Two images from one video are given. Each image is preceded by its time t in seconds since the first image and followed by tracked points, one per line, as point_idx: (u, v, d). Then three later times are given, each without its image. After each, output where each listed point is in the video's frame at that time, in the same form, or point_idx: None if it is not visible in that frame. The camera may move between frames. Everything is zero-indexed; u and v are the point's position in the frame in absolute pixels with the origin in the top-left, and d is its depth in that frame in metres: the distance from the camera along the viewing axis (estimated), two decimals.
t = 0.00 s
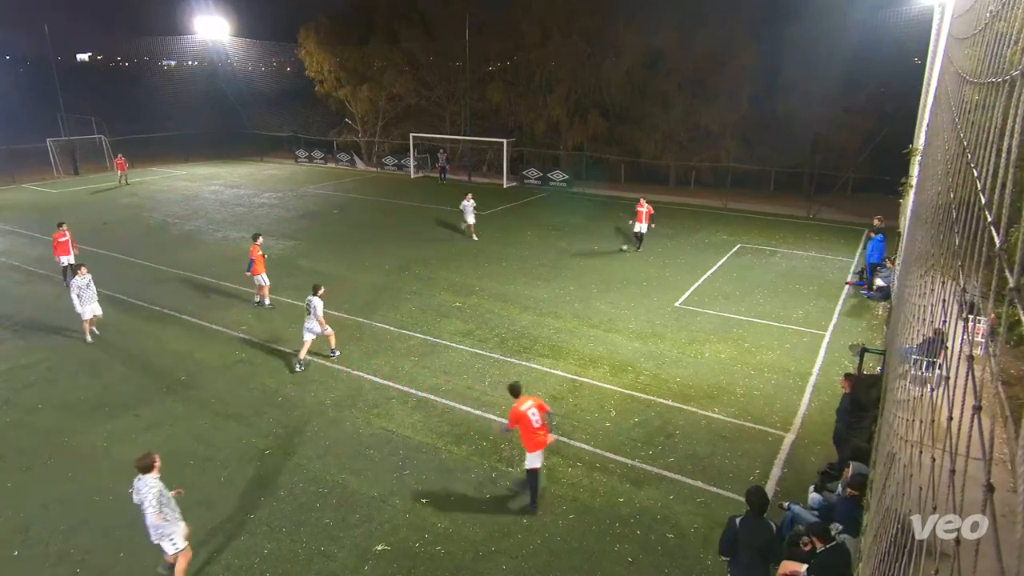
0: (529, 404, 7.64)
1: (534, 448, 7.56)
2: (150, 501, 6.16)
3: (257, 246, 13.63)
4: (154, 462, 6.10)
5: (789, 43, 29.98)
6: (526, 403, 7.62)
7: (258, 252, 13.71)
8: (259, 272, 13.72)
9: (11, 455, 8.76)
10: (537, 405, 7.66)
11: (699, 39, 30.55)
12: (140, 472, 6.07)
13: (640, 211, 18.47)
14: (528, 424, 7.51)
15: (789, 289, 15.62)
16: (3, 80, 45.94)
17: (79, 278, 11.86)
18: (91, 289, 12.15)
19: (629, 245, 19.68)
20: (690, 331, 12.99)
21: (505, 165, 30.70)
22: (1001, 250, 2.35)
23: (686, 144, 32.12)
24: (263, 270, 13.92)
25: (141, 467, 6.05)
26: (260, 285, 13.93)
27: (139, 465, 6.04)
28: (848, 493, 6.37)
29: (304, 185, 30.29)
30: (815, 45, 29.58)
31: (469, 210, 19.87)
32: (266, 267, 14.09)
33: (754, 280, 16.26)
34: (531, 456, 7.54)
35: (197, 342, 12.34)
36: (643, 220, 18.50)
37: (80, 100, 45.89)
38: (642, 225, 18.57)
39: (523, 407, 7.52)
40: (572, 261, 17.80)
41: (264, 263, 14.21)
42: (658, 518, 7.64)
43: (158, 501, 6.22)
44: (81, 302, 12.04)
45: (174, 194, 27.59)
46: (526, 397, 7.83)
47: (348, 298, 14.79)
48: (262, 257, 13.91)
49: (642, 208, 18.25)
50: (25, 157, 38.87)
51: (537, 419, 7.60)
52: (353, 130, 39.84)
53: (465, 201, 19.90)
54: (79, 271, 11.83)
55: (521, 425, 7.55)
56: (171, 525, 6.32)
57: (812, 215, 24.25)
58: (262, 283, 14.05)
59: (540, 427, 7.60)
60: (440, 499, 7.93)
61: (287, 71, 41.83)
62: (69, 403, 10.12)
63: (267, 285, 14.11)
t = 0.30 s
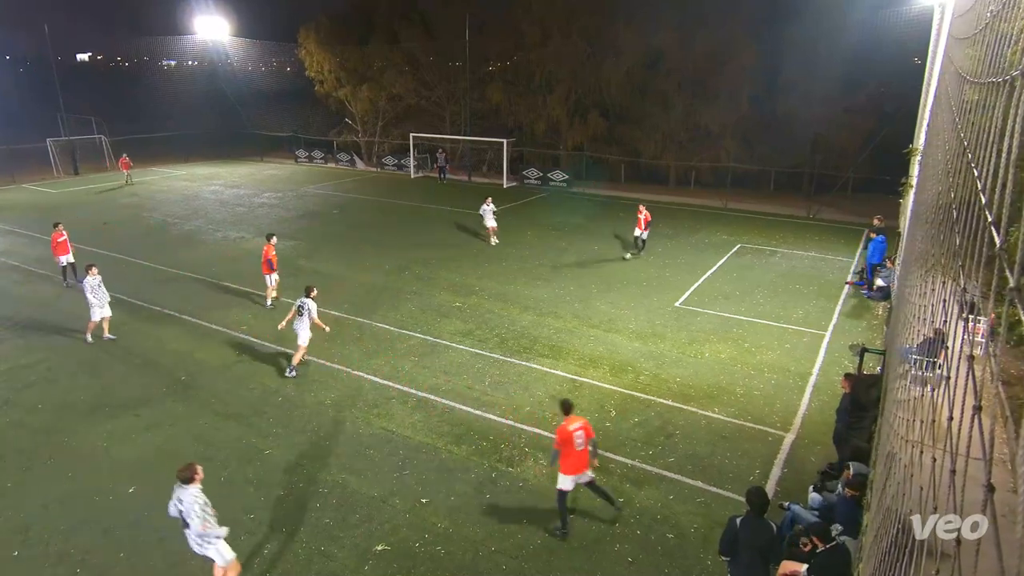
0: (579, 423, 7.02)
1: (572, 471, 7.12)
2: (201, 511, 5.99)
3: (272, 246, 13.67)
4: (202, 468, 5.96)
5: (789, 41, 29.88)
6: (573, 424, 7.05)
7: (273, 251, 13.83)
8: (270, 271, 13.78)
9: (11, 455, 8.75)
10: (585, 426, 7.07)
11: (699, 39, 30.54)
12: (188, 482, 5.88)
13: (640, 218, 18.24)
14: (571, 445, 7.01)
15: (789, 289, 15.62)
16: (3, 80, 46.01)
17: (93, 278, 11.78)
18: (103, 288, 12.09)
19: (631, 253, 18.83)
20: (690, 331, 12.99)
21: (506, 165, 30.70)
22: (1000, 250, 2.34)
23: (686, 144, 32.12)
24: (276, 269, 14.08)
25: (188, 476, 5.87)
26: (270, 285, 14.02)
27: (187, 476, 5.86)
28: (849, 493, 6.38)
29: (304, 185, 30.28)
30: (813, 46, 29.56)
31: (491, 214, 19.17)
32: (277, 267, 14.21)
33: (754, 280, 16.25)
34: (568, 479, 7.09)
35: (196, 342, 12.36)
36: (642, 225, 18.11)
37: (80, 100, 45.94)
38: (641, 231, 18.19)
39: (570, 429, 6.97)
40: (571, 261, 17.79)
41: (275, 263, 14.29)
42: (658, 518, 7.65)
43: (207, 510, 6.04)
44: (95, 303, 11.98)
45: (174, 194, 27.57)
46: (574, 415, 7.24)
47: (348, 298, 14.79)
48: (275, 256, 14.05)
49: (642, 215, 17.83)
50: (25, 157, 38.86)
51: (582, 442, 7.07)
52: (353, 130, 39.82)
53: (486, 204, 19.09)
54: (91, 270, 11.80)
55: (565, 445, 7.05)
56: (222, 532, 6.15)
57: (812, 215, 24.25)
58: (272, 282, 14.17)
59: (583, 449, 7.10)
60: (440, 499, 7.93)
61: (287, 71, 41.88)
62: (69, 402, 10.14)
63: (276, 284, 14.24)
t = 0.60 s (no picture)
0: (637, 405, 7.27)
1: (632, 451, 7.37)
2: (259, 528, 5.66)
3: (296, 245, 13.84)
4: (252, 482, 5.68)
5: (801, 43, 30.31)
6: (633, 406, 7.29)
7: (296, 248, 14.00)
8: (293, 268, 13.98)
9: (27, 451, 8.87)
10: (644, 407, 7.31)
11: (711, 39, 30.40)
12: (242, 499, 5.58)
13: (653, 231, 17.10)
14: (631, 426, 7.25)
15: (802, 290, 15.51)
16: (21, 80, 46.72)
17: (118, 277, 11.91)
18: (127, 288, 12.16)
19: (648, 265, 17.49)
20: (701, 332, 12.93)
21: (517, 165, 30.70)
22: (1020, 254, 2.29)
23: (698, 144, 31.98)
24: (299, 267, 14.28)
25: (240, 493, 5.57)
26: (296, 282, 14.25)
27: (239, 491, 5.56)
28: (861, 496, 6.34)
29: (316, 185, 30.48)
30: (829, 47, 30.09)
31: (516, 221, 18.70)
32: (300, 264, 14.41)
33: (766, 281, 16.15)
34: (627, 457, 7.39)
35: (209, 340, 12.48)
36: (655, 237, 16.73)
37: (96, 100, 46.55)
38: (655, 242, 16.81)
39: (630, 411, 7.19)
40: (582, 262, 17.77)
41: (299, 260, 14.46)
42: (668, 520, 7.61)
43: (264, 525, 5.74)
44: (119, 303, 12.03)
45: (188, 193, 27.82)
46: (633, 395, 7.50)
47: (359, 298, 14.86)
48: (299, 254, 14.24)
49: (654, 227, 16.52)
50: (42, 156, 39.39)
51: (642, 422, 7.31)
52: (365, 130, 39.98)
53: (512, 211, 18.47)
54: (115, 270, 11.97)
55: (625, 425, 7.31)
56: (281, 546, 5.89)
57: (826, 215, 24.04)
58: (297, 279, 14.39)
59: (643, 429, 7.35)
60: (450, 499, 7.94)
61: (300, 72, 42.18)
62: (83, 399, 10.27)
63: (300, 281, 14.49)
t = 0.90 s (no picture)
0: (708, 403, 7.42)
1: (701, 448, 7.56)
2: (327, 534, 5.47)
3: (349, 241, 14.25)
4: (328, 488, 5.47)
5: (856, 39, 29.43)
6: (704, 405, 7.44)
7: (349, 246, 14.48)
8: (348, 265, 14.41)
9: (82, 435, 9.27)
10: (715, 409, 7.41)
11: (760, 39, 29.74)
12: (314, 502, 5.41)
13: (690, 241, 15.57)
14: (699, 424, 7.43)
15: (850, 297, 15.05)
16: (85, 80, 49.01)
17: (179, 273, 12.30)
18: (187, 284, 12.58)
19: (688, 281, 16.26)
20: (743, 338, 12.68)
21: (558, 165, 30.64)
22: None
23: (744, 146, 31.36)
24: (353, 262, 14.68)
25: (316, 494, 5.40)
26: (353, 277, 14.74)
27: (314, 494, 5.39)
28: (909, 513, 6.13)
29: (360, 183, 31.04)
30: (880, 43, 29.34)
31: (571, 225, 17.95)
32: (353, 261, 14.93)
33: (812, 287, 15.74)
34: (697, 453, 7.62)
35: (255, 332, 12.83)
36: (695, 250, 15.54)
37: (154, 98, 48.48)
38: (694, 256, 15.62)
39: (698, 409, 7.39)
40: (622, 263, 17.62)
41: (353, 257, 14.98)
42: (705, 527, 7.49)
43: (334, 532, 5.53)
44: (180, 298, 12.46)
45: (237, 190, 28.65)
46: (707, 395, 7.63)
47: (400, 295, 15.06)
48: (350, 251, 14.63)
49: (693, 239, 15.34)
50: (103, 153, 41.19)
51: (710, 421, 7.42)
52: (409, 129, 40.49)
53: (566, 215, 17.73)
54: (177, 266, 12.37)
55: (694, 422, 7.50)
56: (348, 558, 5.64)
57: (877, 220, 23.30)
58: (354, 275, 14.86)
59: (712, 429, 7.48)
60: (486, 498, 7.98)
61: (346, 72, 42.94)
62: (135, 387, 10.69)
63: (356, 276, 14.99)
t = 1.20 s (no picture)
0: (793, 396, 7.58)
1: (783, 437, 7.73)
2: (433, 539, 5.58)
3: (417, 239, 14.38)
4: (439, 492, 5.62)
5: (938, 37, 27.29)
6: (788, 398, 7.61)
7: (417, 243, 14.51)
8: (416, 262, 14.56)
9: (151, 418, 9.77)
10: (800, 401, 7.57)
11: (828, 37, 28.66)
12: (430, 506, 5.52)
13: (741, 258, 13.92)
14: (782, 416, 7.62)
15: (918, 308, 14.37)
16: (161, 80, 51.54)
17: (252, 272, 12.75)
18: (259, 282, 13.03)
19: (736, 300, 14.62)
20: (802, 346, 12.29)
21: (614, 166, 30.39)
22: None
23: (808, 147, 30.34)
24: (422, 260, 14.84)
25: (430, 498, 5.52)
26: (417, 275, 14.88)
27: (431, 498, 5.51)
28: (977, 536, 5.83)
29: (416, 181, 31.55)
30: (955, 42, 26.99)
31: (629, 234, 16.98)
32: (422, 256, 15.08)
33: (877, 296, 15.10)
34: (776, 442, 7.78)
35: (313, 326, 13.23)
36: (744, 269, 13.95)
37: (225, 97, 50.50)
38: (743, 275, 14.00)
39: (782, 402, 7.57)
40: (677, 267, 17.32)
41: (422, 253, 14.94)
42: (756, 539, 7.31)
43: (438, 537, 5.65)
44: (252, 293, 12.91)
45: (298, 186, 29.57)
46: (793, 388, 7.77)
47: (453, 293, 15.23)
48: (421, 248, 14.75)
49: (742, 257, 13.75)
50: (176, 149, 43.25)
51: (793, 413, 7.60)
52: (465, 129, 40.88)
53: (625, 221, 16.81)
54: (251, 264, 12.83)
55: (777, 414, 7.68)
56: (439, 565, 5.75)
57: (949, 228, 22.17)
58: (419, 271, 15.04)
59: (796, 421, 7.62)
60: (532, 498, 8.00)
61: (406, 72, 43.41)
62: (200, 374, 11.20)
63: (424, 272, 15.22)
